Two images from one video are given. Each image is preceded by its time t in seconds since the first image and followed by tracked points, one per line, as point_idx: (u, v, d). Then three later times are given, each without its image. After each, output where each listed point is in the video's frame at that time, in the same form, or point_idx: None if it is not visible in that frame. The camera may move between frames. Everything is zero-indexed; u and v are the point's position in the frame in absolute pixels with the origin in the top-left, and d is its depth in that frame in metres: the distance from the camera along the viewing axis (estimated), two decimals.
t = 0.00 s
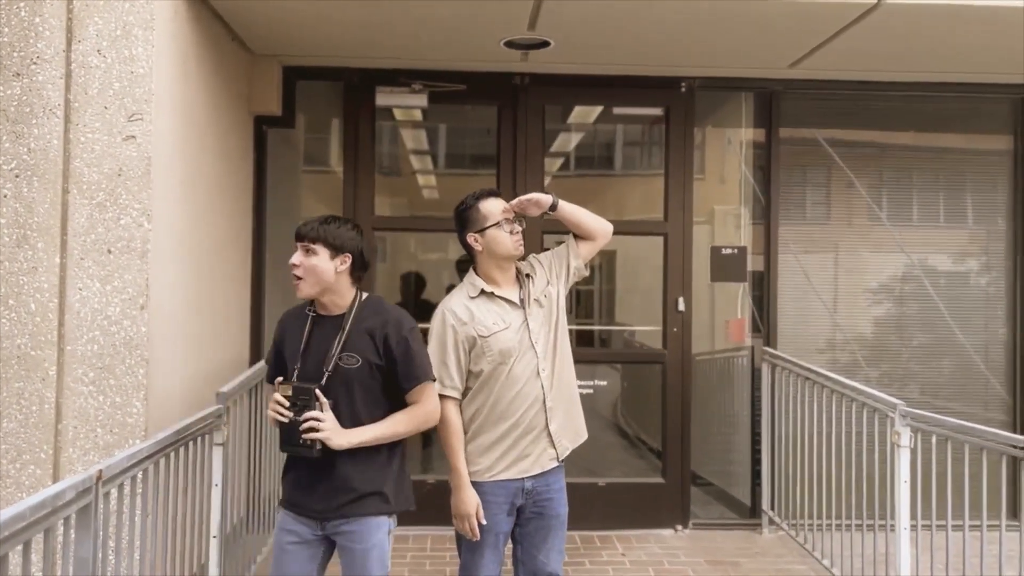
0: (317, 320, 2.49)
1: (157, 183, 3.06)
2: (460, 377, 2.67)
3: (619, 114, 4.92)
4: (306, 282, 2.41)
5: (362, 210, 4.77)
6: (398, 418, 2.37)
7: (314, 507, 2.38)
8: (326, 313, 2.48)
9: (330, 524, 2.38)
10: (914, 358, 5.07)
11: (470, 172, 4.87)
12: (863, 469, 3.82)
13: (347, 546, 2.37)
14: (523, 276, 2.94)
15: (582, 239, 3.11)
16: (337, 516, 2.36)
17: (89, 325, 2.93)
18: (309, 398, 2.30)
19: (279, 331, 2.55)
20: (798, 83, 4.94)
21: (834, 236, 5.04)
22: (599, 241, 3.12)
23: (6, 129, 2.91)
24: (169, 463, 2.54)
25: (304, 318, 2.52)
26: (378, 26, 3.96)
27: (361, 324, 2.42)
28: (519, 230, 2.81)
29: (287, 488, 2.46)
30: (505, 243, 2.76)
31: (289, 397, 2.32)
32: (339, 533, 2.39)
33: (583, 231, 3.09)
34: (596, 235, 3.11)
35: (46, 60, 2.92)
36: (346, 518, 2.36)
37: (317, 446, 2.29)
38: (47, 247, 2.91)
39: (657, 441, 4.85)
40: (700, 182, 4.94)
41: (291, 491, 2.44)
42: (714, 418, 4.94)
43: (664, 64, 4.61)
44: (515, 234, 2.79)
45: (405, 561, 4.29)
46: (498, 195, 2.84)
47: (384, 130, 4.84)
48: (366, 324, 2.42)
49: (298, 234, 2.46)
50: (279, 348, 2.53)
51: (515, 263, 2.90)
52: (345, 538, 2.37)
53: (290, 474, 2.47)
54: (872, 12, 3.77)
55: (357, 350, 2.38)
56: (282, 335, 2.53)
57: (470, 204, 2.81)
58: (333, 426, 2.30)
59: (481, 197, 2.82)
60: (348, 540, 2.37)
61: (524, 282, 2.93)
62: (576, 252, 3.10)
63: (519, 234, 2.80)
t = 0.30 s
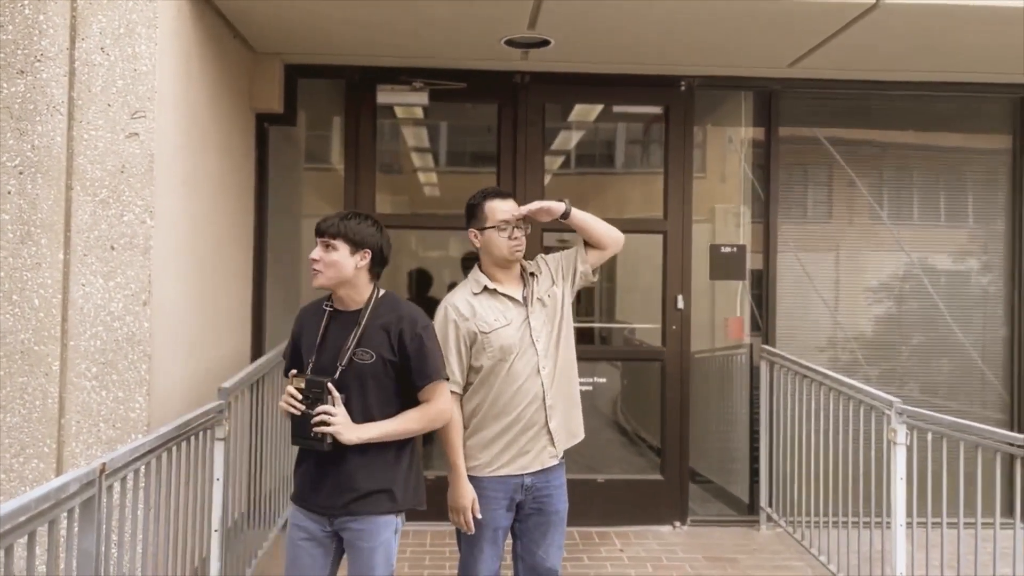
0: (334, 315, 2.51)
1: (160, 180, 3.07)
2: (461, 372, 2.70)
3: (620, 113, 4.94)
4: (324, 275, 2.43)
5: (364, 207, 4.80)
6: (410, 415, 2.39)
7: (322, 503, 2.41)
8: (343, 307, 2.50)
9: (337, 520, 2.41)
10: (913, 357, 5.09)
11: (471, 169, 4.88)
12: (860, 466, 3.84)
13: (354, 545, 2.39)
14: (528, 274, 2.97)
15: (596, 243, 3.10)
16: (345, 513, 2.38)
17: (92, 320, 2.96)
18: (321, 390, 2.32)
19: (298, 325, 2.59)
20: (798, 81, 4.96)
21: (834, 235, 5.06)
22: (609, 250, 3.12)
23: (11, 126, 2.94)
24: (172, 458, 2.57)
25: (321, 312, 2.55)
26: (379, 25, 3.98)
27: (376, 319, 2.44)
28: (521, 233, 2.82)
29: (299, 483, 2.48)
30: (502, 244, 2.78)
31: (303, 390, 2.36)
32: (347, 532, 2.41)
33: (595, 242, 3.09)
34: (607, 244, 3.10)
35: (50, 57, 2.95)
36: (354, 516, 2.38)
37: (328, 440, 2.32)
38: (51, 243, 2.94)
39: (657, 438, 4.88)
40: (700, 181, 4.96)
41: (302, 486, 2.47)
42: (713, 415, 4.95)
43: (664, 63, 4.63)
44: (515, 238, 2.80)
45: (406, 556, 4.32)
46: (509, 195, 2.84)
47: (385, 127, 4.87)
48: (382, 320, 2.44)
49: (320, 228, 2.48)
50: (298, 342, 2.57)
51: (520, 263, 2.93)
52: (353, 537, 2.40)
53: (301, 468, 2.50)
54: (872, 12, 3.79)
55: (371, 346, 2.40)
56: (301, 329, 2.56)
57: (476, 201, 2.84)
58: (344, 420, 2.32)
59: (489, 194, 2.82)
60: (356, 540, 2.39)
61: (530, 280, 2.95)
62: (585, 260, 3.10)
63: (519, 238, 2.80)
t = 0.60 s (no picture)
0: (345, 310, 2.51)
1: (165, 175, 3.14)
2: (462, 366, 2.75)
3: (622, 110, 4.95)
4: (341, 272, 2.42)
5: (366, 203, 4.82)
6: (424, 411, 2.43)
7: (330, 498, 2.43)
8: (355, 304, 2.50)
9: (344, 516, 2.43)
10: (914, 355, 5.11)
11: (474, 166, 4.90)
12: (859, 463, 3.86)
13: (360, 544, 2.42)
14: (543, 276, 2.92)
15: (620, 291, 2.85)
16: (354, 509, 2.40)
17: (99, 314, 3.00)
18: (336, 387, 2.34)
19: (306, 319, 2.58)
20: (800, 79, 4.97)
21: (835, 233, 5.08)
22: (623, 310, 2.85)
23: (17, 122, 2.94)
24: (176, 450, 2.60)
25: (330, 306, 2.55)
26: (382, 22, 4.00)
27: (390, 315, 2.46)
28: (531, 241, 2.75)
29: (303, 479, 2.50)
30: (507, 248, 2.76)
31: (317, 385, 2.37)
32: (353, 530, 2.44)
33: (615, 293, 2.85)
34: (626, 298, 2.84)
35: (55, 54, 2.94)
36: (363, 513, 2.40)
37: (342, 435, 2.35)
38: (57, 238, 2.95)
39: (657, 435, 4.90)
40: (702, 178, 4.98)
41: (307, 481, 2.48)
42: (714, 413, 4.97)
43: (666, 60, 4.65)
44: (523, 243, 2.74)
45: (407, 550, 4.35)
46: (530, 201, 2.75)
47: (388, 124, 4.90)
48: (395, 317, 2.46)
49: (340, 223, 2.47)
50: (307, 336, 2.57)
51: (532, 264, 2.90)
52: (359, 535, 2.42)
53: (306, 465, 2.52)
54: (874, 11, 3.81)
55: (385, 343, 2.43)
56: (310, 323, 2.56)
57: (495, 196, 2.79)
58: (359, 416, 2.35)
59: (509, 195, 2.74)
60: (362, 539, 2.42)
61: (542, 282, 2.91)
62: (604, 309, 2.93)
63: (526, 247, 2.75)
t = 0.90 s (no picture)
0: (347, 300, 2.49)
1: (169, 171, 3.16)
2: (472, 354, 2.78)
3: (624, 107, 4.97)
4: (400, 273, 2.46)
5: (369, 199, 4.85)
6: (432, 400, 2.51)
7: (338, 490, 2.44)
8: (367, 297, 2.50)
9: (352, 507, 2.47)
10: (915, 352, 5.13)
11: (477, 161, 4.93)
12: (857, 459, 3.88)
13: (362, 538, 2.48)
14: (567, 279, 2.89)
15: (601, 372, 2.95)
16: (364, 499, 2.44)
17: (103, 307, 3.04)
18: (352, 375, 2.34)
19: (297, 309, 2.51)
20: (803, 77, 4.98)
21: (837, 230, 5.09)
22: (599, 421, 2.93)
23: (23, 117, 2.95)
24: (181, 442, 2.64)
25: (326, 295, 2.51)
26: (385, 18, 4.02)
27: (397, 305, 2.51)
28: (538, 241, 2.75)
29: (302, 472, 2.48)
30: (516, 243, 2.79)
31: (330, 374, 2.34)
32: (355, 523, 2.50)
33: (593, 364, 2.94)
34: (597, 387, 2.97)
35: (62, 50, 2.97)
36: (368, 506, 2.46)
37: (364, 419, 2.36)
38: (63, 232, 2.98)
39: (657, 430, 4.94)
40: (703, 175, 4.99)
41: (308, 474, 2.47)
42: (713, 408, 5.00)
43: (668, 57, 4.66)
44: (528, 244, 2.75)
45: (409, 543, 4.39)
46: (549, 202, 2.74)
47: (391, 120, 4.91)
48: (402, 308, 2.52)
49: (383, 221, 2.45)
50: (299, 326, 2.50)
51: (554, 265, 2.88)
52: (362, 529, 2.48)
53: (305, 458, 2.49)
54: (874, 9, 3.83)
55: (395, 333, 2.48)
56: (304, 313, 2.49)
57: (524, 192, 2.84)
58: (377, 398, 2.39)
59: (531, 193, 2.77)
60: (365, 533, 2.48)
61: (565, 286, 2.88)
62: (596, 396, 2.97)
63: (532, 245, 2.75)
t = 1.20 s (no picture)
0: (344, 297, 2.48)
1: (176, 166, 3.21)
2: (489, 345, 2.78)
3: (628, 103, 4.99)
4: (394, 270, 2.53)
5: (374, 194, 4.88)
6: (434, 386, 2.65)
7: (343, 485, 2.43)
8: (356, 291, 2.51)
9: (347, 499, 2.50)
10: (917, 348, 5.15)
11: (480, 156, 4.95)
12: (858, 454, 3.91)
13: (352, 529, 2.54)
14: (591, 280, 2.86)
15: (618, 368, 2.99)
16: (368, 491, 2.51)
17: (112, 301, 3.07)
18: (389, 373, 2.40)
19: (299, 303, 2.36)
20: (806, 73, 5.00)
21: (841, 226, 5.12)
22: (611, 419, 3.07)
23: (33, 113, 2.99)
24: (187, 435, 2.66)
25: (323, 292, 2.44)
26: (390, 15, 4.05)
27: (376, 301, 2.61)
28: (552, 234, 2.75)
29: (299, 469, 2.40)
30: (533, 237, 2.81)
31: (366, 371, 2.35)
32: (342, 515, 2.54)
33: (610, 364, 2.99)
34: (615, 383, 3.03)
35: (71, 46, 2.99)
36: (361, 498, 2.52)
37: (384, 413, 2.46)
38: (72, 227, 3.00)
39: (659, 424, 4.97)
40: (707, 171, 5.02)
41: (310, 473, 2.39)
42: (714, 403, 5.03)
43: (671, 54, 4.68)
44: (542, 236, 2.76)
45: (413, 535, 4.43)
46: (568, 198, 2.78)
47: (396, 115, 4.94)
48: (379, 305, 2.61)
49: (391, 222, 2.49)
50: (299, 322, 2.36)
51: (575, 263, 2.85)
52: (351, 520, 2.54)
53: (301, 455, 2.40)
54: (876, 6, 3.85)
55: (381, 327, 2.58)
56: (309, 308, 2.37)
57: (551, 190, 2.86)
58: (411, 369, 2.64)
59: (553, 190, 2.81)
60: (356, 523, 2.54)
61: (587, 286, 2.85)
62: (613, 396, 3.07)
63: (545, 238, 2.76)
